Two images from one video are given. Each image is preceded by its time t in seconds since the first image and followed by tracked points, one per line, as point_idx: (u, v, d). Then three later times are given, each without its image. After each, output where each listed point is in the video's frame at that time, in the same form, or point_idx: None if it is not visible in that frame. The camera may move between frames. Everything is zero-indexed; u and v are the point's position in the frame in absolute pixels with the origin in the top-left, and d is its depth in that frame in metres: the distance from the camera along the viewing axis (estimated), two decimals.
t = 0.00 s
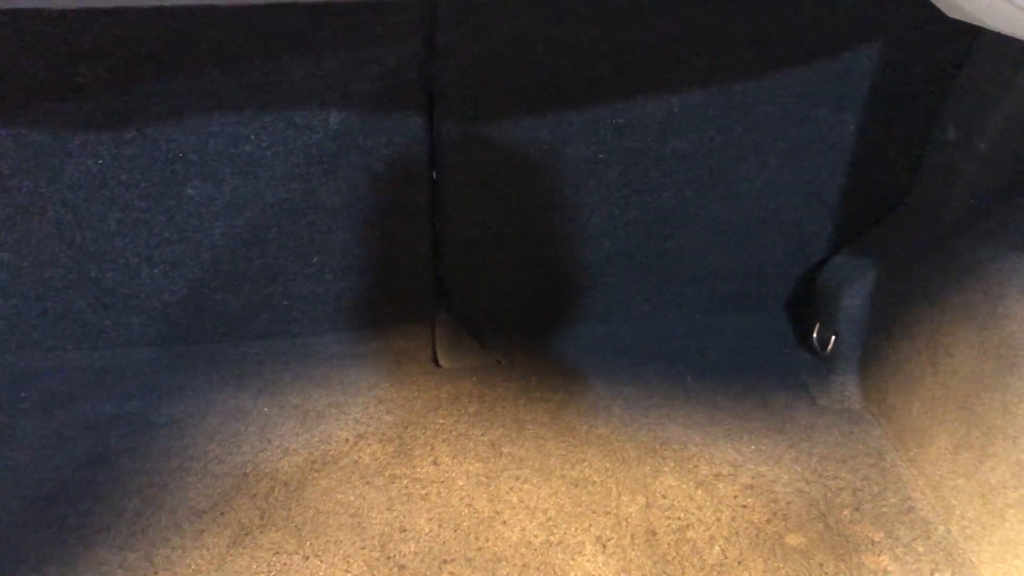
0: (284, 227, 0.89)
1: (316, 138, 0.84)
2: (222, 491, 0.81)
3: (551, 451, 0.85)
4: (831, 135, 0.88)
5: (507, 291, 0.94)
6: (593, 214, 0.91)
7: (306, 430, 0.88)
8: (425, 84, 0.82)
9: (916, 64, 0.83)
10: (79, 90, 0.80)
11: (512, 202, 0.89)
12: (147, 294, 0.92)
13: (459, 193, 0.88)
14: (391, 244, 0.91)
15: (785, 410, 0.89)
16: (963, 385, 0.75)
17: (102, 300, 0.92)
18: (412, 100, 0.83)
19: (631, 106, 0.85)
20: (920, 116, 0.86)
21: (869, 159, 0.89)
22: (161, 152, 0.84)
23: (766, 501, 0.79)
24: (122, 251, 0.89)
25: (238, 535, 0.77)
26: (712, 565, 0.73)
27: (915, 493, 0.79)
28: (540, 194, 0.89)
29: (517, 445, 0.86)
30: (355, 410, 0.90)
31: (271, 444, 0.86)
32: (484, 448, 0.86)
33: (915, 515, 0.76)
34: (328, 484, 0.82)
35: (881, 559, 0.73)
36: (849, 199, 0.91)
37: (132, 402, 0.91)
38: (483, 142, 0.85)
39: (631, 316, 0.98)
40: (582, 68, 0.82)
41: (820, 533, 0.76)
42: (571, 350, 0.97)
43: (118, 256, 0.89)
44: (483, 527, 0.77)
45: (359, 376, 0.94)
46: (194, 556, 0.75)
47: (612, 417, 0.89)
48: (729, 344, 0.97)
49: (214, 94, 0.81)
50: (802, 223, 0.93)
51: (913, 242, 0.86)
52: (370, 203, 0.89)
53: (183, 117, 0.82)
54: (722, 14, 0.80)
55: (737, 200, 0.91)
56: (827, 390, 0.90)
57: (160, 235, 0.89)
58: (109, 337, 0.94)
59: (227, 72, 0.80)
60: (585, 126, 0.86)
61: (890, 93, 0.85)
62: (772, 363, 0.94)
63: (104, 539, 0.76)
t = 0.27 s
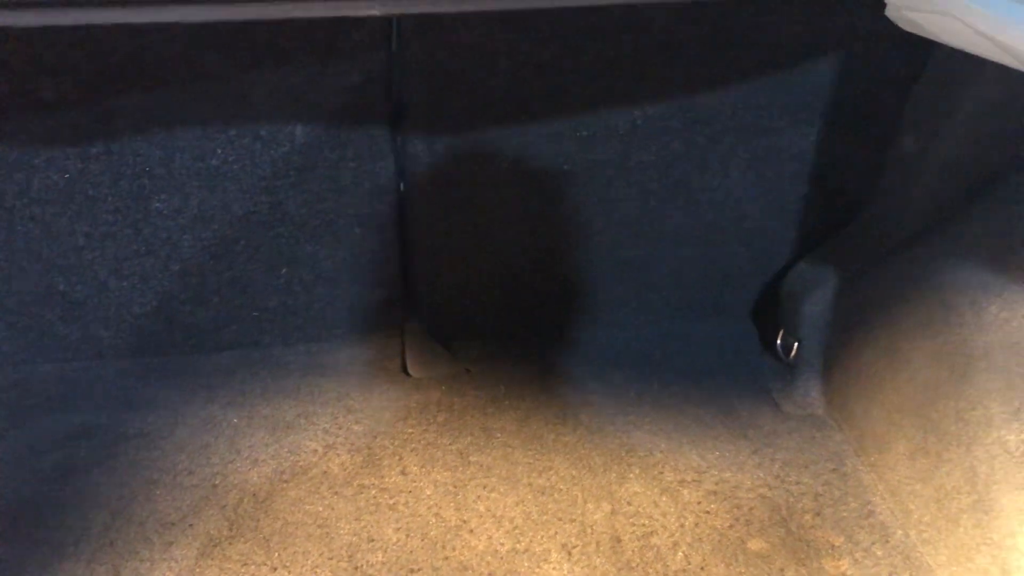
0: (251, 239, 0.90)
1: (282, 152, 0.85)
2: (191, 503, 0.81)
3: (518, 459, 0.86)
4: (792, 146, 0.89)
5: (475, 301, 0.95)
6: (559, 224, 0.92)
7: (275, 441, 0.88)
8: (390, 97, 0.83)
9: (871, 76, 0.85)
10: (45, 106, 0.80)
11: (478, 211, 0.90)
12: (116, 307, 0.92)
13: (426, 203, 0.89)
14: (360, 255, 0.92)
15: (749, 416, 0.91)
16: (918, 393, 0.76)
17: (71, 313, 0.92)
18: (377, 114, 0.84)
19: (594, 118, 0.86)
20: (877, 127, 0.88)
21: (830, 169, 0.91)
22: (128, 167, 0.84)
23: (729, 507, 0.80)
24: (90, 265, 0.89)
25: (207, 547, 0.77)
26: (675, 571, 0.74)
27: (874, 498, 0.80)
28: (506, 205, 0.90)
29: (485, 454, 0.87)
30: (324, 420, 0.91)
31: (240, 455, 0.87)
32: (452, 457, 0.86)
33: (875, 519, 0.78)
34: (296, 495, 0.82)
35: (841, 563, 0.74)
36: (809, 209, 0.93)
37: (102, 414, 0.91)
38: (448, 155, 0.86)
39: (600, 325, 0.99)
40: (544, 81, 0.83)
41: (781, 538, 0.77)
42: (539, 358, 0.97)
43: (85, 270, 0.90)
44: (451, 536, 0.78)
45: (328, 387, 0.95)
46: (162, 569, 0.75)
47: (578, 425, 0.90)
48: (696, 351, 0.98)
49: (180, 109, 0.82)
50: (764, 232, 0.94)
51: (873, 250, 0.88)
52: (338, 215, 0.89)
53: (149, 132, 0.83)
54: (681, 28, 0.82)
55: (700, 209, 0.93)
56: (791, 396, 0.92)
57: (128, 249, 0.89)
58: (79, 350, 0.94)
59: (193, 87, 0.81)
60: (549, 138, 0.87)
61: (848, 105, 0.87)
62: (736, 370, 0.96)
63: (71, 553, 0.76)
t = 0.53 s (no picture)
0: (231, 245, 0.90)
1: (261, 159, 0.85)
2: (170, 509, 0.82)
3: (497, 464, 0.87)
4: (766, 152, 0.90)
5: (455, 306, 0.96)
6: (538, 231, 0.93)
7: (254, 447, 0.89)
8: (368, 105, 0.83)
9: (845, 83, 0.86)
10: (23, 114, 0.81)
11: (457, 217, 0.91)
12: (96, 313, 0.92)
13: (404, 209, 0.90)
14: (339, 261, 0.92)
15: (726, 420, 0.91)
16: (890, 397, 0.77)
17: (51, 319, 0.92)
18: (355, 121, 0.84)
19: (571, 125, 0.87)
20: (851, 133, 0.89)
21: (805, 175, 0.92)
22: (106, 175, 0.85)
23: (706, 510, 0.81)
24: (70, 271, 0.90)
25: (185, 552, 0.77)
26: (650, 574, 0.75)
27: (849, 500, 0.81)
28: (484, 211, 0.91)
29: (464, 459, 0.87)
30: (304, 425, 0.91)
31: (219, 461, 0.87)
32: (431, 462, 0.87)
33: (848, 523, 0.79)
34: (275, 500, 0.83)
35: (814, 565, 0.75)
36: (785, 214, 0.94)
37: (82, 420, 0.91)
38: (426, 162, 0.87)
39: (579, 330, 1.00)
40: (520, 88, 0.84)
41: (756, 540, 0.78)
42: (519, 362, 0.98)
43: (64, 277, 0.90)
44: (429, 540, 0.79)
45: (309, 393, 0.95)
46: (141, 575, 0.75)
47: (557, 429, 0.90)
48: (674, 355, 0.99)
49: (158, 118, 0.82)
50: (741, 236, 0.95)
51: (847, 255, 0.89)
52: (317, 222, 0.90)
53: (127, 140, 0.83)
54: (656, 36, 0.83)
55: (677, 215, 0.94)
56: (768, 399, 0.93)
57: (107, 255, 0.89)
58: (60, 356, 0.95)
59: (171, 95, 0.81)
60: (527, 145, 0.88)
61: (821, 112, 0.88)
62: (714, 373, 0.97)
63: (50, 559, 0.76)
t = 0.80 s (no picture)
0: (222, 245, 0.90)
1: (251, 159, 0.86)
2: (162, 507, 0.82)
3: (487, 462, 0.87)
4: (753, 152, 0.91)
5: (445, 305, 0.97)
6: (527, 230, 0.93)
7: (245, 446, 0.89)
8: (357, 106, 0.84)
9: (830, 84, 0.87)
10: (15, 115, 0.81)
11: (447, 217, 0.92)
12: (87, 313, 0.93)
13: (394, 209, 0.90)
14: (330, 260, 0.93)
15: (714, 418, 0.92)
16: (875, 394, 0.78)
17: (42, 319, 0.92)
18: (345, 122, 0.85)
19: (559, 125, 0.88)
20: (837, 133, 0.90)
21: (792, 175, 0.92)
22: (97, 175, 0.85)
23: (694, 507, 0.82)
24: (61, 271, 0.90)
25: (177, 550, 0.78)
26: (638, 570, 0.76)
27: (835, 497, 0.82)
28: (474, 211, 0.91)
29: (454, 457, 0.88)
30: (295, 423, 0.92)
31: (211, 460, 0.87)
32: (421, 460, 0.88)
33: (835, 519, 0.80)
34: (267, 498, 0.83)
35: (801, 561, 0.76)
36: (772, 213, 0.95)
37: (73, 419, 0.91)
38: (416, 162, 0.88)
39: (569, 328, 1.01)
40: (509, 89, 0.85)
41: (744, 536, 0.79)
42: (509, 361, 0.99)
43: (55, 277, 0.90)
44: (419, 538, 0.79)
45: (299, 392, 0.95)
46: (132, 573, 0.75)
47: (546, 427, 0.91)
48: (663, 353, 0.99)
49: (148, 118, 0.83)
50: (729, 236, 0.96)
51: (833, 254, 0.90)
52: (307, 222, 0.90)
53: (117, 141, 0.83)
54: (643, 37, 0.84)
55: (665, 214, 0.94)
56: (756, 397, 0.94)
57: (98, 255, 0.89)
58: (52, 355, 0.95)
59: (161, 96, 0.82)
60: (516, 145, 0.88)
61: (807, 112, 0.89)
62: (702, 371, 0.98)
63: (42, 557, 0.77)
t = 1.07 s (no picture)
0: (219, 247, 0.91)
1: (248, 162, 0.87)
2: (160, 506, 0.83)
3: (482, 462, 0.88)
4: (745, 154, 0.92)
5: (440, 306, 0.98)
6: (521, 232, 0.94)
7: (243, 446, 0.90)
8: (353, 110, 0.85)
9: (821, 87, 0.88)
10: (14, 119, 0.82)
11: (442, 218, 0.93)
12: (85, 314, 0.93)
13: (390, 211, 0.91)
14: (326, 262, 0.94)
15: (706, 417, 0.93)
16: (864, 394, 0.79)
17: (40, 321, 0.93)
18: (341, 125, 0.85)
19: (553, 128, 0.89)
20: (827, 136, 0.91)
21: (782, 177, 0.94)
22: (95, 178, 0.86)
23: (686, 506, 0.83)
24: (59, 274, 0.91)
25: (175, 550, 0.78)
26: (631, 568, 0.77)
27: (826, 495, 0.83)
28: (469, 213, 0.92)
29: (449, 456, 0.89)
30: (292, 424, 0.93)
31: (208, 460, 0.88)
32: (416, 460, 0.88)
33: (825, 517, 0.81)
34: (264, 498, 0.84)
35: (792, 559, 0.77)
36: (764, 215, 0.96)
37: (71, 420, 0.92)
38: (411, 165, 0.89)
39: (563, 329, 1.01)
40: (503, 93, 0.86)
41: (735, 535, 0.80)
42: (504, 361, 0.99)
43: (54, 279, 0.91)
44: (414, 537, 0.80)
45: (296, 392, 0.96)
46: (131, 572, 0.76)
47: (540, 427, 0.92)
48: (656, 353, 1.01)
49: (146, 122, 0.83)
50: (721, 237, 0.97)
51: (823, 255, 0.91)
52: (304, 224, 0.91)
53: (116, 144, 0.84)
54: (636, 41, 0.85)
55: (658, 216, 0.95)
56: (748, 397, 0.95)
57: (96, 258, 0.90)
58: (50, 356, 0.96)
59: (159, 100, 0.83)
60: (510, 148, 0.89)
61: (798, 115, 0.90)
62: (695, 371, 0.99)
63: (42, 557, 0.77)
